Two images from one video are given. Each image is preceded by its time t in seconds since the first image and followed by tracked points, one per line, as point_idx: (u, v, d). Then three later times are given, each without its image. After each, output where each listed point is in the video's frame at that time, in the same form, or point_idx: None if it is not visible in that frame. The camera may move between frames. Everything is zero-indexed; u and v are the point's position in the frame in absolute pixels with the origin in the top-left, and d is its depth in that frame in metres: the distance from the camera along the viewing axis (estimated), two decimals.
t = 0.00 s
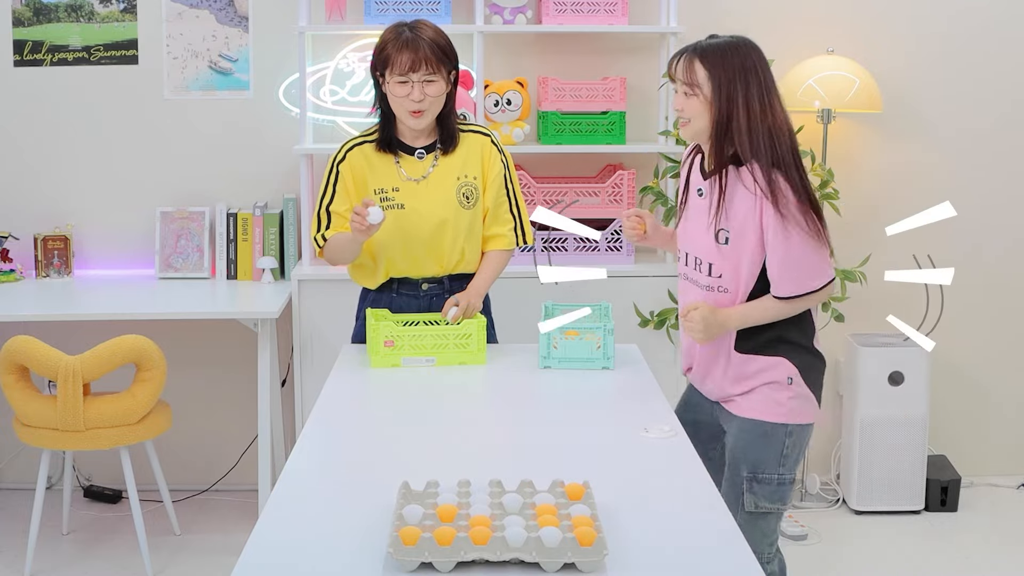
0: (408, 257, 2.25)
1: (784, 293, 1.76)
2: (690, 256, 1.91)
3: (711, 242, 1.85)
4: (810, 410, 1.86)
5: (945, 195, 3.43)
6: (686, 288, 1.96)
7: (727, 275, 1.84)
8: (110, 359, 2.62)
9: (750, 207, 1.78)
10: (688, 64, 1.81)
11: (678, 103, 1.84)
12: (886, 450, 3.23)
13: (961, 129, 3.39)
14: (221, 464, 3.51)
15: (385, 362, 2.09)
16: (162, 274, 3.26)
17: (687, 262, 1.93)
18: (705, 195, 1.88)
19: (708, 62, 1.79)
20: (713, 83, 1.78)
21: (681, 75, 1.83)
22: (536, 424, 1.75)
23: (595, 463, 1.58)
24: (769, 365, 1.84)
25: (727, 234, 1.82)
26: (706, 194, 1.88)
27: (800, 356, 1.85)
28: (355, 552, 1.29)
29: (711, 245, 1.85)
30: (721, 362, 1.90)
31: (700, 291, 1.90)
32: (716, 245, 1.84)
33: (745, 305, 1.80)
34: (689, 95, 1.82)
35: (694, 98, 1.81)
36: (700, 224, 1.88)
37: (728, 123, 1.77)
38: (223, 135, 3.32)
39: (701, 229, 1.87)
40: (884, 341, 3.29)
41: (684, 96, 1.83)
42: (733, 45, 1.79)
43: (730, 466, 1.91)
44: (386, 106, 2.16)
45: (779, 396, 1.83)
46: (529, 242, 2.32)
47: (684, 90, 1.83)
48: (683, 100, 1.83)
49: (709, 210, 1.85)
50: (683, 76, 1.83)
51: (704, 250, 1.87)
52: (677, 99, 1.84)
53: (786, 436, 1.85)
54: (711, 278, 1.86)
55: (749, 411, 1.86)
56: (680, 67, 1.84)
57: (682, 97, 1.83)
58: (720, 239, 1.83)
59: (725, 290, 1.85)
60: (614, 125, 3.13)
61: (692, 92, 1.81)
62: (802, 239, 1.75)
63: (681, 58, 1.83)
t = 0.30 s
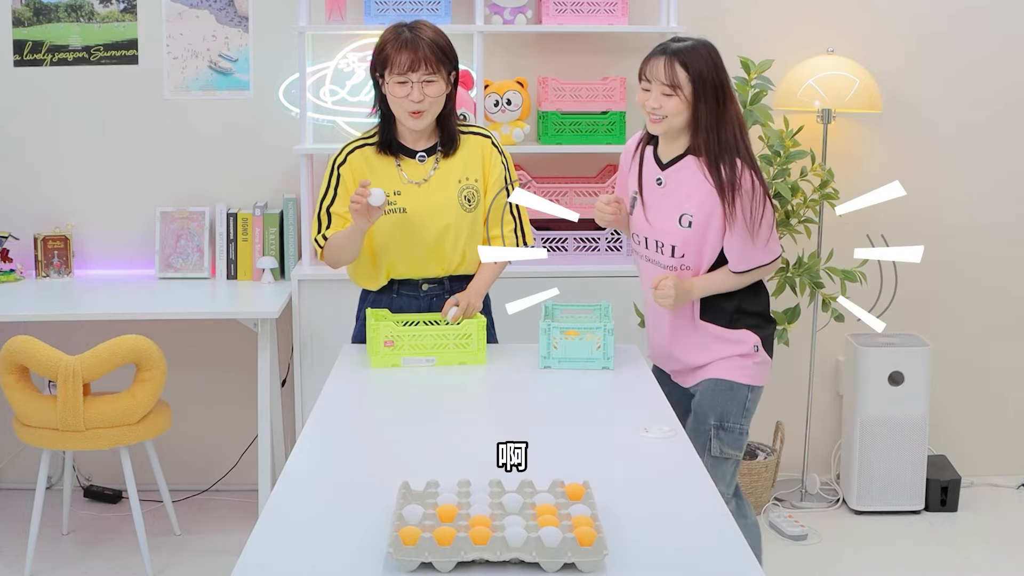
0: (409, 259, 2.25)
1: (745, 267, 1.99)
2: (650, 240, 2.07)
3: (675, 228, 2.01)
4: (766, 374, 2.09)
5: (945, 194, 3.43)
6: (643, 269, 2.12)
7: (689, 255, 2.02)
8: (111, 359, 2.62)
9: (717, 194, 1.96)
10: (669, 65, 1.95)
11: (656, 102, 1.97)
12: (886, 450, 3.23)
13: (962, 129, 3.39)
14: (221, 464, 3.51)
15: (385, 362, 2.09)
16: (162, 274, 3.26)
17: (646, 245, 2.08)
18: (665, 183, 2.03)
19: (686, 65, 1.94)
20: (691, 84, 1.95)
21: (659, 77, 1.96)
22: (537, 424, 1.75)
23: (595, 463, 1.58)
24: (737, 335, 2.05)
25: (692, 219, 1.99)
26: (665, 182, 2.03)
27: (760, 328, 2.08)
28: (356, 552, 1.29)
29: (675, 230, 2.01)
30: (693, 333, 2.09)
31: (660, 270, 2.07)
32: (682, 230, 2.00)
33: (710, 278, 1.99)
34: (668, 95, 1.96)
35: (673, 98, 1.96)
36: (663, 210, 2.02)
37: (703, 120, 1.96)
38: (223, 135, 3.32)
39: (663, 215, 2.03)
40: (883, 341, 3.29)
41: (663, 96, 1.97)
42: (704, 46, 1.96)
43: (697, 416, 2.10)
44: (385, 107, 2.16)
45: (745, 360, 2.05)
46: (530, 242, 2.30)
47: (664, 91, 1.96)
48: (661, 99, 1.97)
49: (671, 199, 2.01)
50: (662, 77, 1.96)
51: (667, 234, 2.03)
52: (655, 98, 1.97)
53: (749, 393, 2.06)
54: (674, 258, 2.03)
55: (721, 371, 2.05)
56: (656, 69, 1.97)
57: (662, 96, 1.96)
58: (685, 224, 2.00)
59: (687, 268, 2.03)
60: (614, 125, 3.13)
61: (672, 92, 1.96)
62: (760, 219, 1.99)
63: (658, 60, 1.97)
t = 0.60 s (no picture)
0: (413, 265, 2.24)
1: (714, 235, 2.11)
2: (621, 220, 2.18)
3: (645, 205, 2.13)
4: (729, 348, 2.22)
5: (945, 194, 3.43)
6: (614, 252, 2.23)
7: (659, 228, 2.14)
8: (110, 359, 2.62)
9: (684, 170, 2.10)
10: (638, 48, 2.09)
11: (627, 84, 2.10)
12: (886, 450, 3.23)
13: (962, 129, 3.39)
14: (221, 464, 3.51)
15: (385, 362, 2.09)
16: (162, 274, 3.26)
17: (617, 225, 2.19)
18: (630, 163, 2.15)
19: (653, 47, 2.09)
20: (661, 66, 2.09)
21: (630, 59, 2.09)
22: (536, 424, 1.75)
23: (595, 463, 1.58)
24: (703, 313, 2.17)
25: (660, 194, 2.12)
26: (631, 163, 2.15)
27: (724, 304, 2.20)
28: (356, 552, 1.29)
29: (645, 207, 2.13)
30: (661, 317, 2.20)
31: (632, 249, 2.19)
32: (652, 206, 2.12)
33: (679, 247, 2.11)
34: (639, 76, 2.09)
35: (643, 79, 2.09)
36: (632, 189, 2.14)
37: (669, 100, 2.11)
38: (223, 135, 3.32)
39: (633, 195, 2.14)
40: (883, 341, 3.29)
41: (634, 77, 2.09)
42: (661, 29, 2.12)
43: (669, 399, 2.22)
44: (382, 111, 2.16)
45: (709, 339, 2.17)
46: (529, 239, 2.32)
47: (635, 73, 2.09)
48: (632, 80, 2.09)
49: (638, 179, 2.13)
50: (633, 60, 2.09)
51: (637, 212, 2.15)
52: (625, 80, 2.09)
53: (715, 371, 2.19)
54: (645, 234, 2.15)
55: (686, 355, 2.17)
56: (627, 52, 2.09)
57: (633, 78, 2.09)
58: (654, 200, 2.12)
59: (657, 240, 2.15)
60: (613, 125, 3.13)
61: (643, 73, 2.09)
62: (723, 188, 2.12)
63: (627, 43, 2.09)
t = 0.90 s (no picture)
0: (412, 270, 2.23)
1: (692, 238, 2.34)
2: (597, 232, 2.36)
3: (626, 217, 2.32)
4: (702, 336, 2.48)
5: (945, 194, 3.43)
6: (587, 262, 2.40)
7: (640, 237, 2.34)
8: (111, 359, 2.62)
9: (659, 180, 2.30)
10: (612, 62, 2.23)
11: (602, 97, 2.24)
12: (886, 450, 3.23)
13: (962, 129, 3.39)
14: (221, 464, 3.51)
15: (385, 362, 2.09)
16: (162, 274, 3.26)
17: (592, 238, 2.37)
18: (604, 177, 2.32)
19: (626, 63, 2.24)
20: (633, 80, 2.25)
21: (605, 73, 2.23)
22: (535, 424, 1.75)
23: (594, 463, 1.58)
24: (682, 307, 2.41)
25: (641, 206, 2.31)
26: (603, 177, 2.32)
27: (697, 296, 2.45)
28: (356, 552, 1.29)
29: (627, 218, 2.32)
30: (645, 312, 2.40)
31: (612, 258, 2.37)
32: (635, 218, 2.31)
33: (665, 251, 2.32)
34: (614, 90, 2.24)
35: (617, 94, 2.24)
36: (611, 201, 2.32)
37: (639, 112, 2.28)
38: (223, 135, 3.32)
39: (612, 208, 2.32)
40: (883, 341, 3.29)
41: (608, 90, 2.24)
42: (629, 44, 2.27)
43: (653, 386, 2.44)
44: (383, 115, 2.16)
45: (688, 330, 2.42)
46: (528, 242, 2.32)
47: (610, 87, 2.23)
48: (606, 94, 2.24)
49: (617, 193, 2.31)
50: (608, 74, 2.23)
51: (619, 224, 2.33)
52: (600, 94, 2.24)
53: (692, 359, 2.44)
54: (627, 243, 2.34)
55: (672, 346, 2.40)
56: (602, 67, 2.23)
57: (608, 91, 2.23)
58: (635, 212, 2.32)
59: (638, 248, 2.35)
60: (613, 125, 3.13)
61: (617, 86, 2.23)
62: (695, 192, 2.33)
63: (600, 58, 2.23)
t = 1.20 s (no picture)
0: (411, 270, 2.23)
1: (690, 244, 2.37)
2: (596, 245, 2.36)
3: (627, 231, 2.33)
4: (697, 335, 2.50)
5: (945, 194, 3.43)
6: (583, 275, 2.40)
7: (640, 249, 2.36)
8: (111, 359, 2.62)
9: (657, 193, 2.31)
10: (608, 74, 2.21)
11: (598, 110, 2.22)
12: (886, 450, 3.23)
13: (961, 130, 3.39)
14: (221, 464, 3.51)
15: (385, 362, 2.09)
16: (162, 274, 3.26)
17: (590, 251, 2.37)
18: (602, 192, 2.32)
19: (623, 75, 2.22)
20: (629, 92, 2.23)
21: (601, 85, 2.21)
22: (536, 425, 1.75)
23: (594, 463, 1.58)
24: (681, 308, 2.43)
25: (641, 219, 2.33)
26: (601, 191, 2.33)
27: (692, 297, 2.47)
28: (356, 552, 1.29)
29: (627, 232, 2.34)
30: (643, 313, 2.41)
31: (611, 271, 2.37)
32: (636, 231, 2.33)
33: (665, 260, 2.35)
34: (610, 102, 2.22)
35: (614, 106, 2.22)
36: (610, 215, 2.33)
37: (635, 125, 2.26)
38: (223, 135, 3.32)
39: (612, 221, 2.33)
40: (883, 341, 3.29)
41: (605, 103, 2.22)
42: (623, 55, 2.25)
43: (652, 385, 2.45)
44: (387, 114, 2.16)
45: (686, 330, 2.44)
46: (528, 243, 2.33)
47: (607, 100, 2.21)
48: (603, 107, 2.22)
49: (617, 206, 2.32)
50: (604, 86, 2.21)
51: (619, 236, 2.34)
52: (596, 107, 2.21)
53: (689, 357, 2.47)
54: (627, 256, 2.36)
55: (672, 346, 2.42)
56: (598, 78, 2.21)
57: (604, 104, 2.21)
58: (635, 224, 2.33)
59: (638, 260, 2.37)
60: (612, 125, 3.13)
61: (613, 98, 2.22)
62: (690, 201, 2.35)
63: (597, 70, 2.21)
